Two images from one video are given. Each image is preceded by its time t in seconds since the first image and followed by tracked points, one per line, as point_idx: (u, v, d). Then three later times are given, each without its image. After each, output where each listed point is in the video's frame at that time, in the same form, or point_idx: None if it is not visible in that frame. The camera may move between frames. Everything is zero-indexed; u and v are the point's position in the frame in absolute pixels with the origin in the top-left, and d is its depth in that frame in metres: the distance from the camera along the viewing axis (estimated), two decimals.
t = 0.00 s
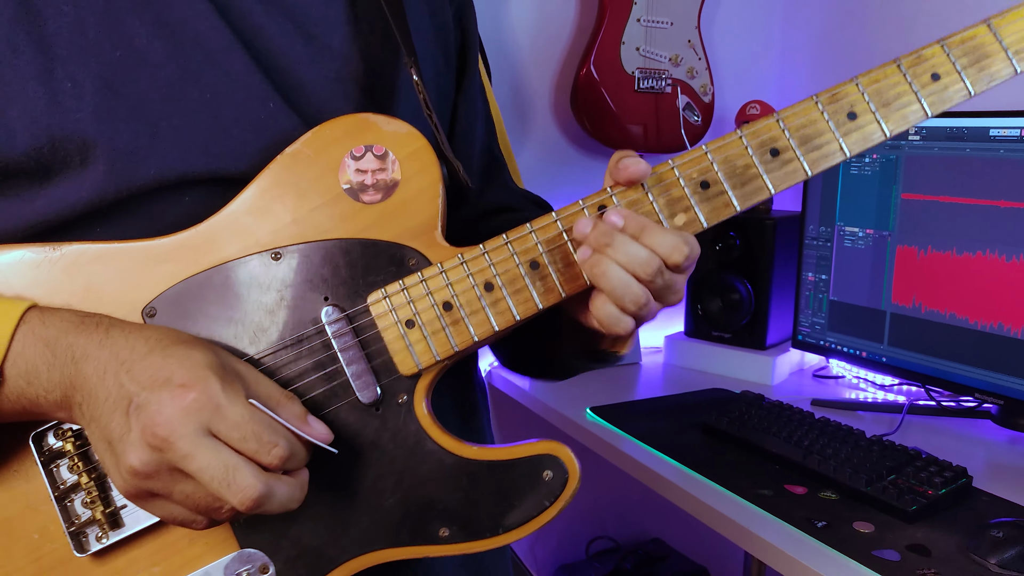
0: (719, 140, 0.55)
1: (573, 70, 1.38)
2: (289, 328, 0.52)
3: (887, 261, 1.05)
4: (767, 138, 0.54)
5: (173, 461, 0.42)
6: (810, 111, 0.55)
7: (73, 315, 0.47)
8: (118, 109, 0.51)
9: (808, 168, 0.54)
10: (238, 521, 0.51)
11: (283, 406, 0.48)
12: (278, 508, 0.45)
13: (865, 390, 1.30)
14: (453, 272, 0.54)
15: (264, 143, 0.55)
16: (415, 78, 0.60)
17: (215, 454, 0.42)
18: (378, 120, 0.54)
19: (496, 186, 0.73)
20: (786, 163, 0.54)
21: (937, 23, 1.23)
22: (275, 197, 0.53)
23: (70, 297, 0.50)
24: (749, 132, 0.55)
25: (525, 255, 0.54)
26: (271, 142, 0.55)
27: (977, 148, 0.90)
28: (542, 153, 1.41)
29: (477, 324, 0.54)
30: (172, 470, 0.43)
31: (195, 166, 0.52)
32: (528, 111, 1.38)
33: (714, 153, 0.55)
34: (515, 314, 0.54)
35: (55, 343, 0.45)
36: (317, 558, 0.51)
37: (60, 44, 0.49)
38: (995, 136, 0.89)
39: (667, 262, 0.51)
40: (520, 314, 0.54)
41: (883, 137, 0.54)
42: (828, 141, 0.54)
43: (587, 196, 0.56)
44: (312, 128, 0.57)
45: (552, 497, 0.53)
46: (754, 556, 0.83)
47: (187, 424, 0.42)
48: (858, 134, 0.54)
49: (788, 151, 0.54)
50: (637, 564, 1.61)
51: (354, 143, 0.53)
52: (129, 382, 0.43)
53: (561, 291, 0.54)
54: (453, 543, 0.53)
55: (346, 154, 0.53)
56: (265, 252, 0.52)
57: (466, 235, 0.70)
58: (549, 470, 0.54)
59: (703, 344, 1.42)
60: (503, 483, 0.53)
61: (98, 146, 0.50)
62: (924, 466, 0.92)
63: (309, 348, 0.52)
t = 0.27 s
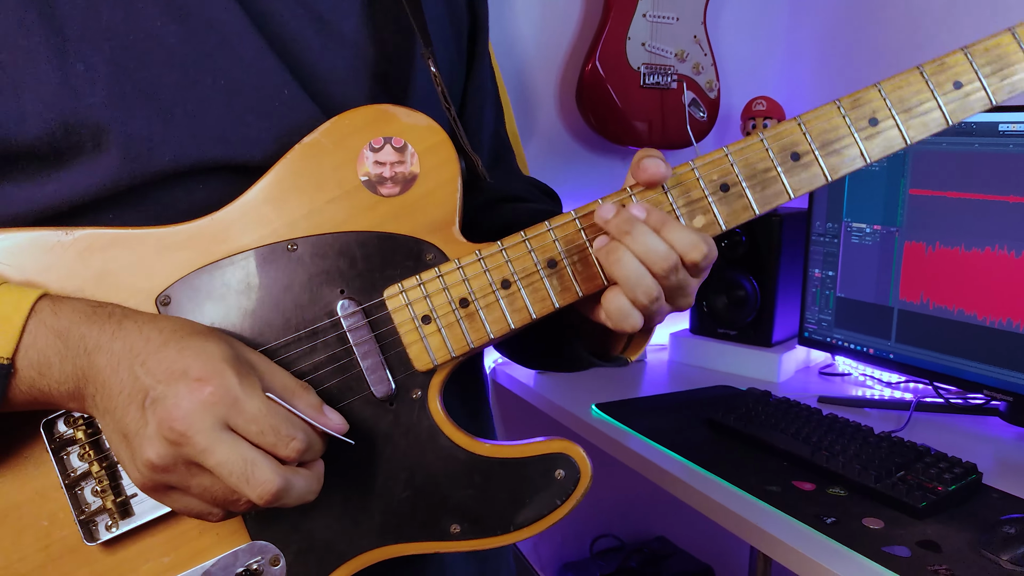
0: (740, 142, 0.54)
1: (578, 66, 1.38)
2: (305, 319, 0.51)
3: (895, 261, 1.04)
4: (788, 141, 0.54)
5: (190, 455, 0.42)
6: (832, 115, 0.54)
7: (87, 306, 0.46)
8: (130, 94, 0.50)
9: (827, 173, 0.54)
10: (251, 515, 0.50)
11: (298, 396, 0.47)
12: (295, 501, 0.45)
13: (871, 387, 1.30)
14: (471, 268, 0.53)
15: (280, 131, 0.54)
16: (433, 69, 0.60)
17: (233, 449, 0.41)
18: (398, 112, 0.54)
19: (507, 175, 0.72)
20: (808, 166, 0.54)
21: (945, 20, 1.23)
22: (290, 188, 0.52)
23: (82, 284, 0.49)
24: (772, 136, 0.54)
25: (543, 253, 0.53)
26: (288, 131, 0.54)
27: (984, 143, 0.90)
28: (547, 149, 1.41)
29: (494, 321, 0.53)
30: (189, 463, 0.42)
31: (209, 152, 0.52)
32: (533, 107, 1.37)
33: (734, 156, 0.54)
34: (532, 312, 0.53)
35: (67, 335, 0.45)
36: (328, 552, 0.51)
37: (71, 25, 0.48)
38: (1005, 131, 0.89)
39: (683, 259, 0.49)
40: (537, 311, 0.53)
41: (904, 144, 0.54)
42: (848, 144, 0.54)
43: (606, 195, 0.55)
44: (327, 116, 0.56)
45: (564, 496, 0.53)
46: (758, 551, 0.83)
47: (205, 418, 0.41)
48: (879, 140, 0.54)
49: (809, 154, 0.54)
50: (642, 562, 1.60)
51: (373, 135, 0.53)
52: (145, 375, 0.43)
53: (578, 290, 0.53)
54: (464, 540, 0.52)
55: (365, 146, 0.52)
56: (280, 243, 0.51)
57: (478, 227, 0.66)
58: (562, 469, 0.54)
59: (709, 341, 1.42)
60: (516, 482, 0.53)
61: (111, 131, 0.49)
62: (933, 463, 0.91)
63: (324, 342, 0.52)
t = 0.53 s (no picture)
0: (773, 139, 0.53)
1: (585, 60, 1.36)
2: (322, 312, 0.50)
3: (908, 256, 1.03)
4: (823, 141, 0.52)
5: (205, 451, 0.40)
6: (867, 114, 0.53)
7: (100, 297, 0.45)
8: (144, 79, 0.49)
9: (863, 174, 0.53)
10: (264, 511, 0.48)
11: (315, 391, 0.46)
12: (313, 499, 0.44)
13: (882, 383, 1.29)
14: (493, 265, 0.52)
15: (299, 118, 0.53)
16: (455, 58, 0.60)
17: (250, 446, 0.40)
18: (420, 102, 0.52)
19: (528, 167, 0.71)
20: (843, 167, 0.53)
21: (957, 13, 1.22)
22: (308, 178, 0.50)
23: (95, 273, 0.48)
24: (807, 134, 0.53)
25: (568, 251, 0.52)
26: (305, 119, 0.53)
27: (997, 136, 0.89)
28: (555, 145, 1.39)
29: (516, 320, 0.52)
30: (204, 459, 0.41)
31: (225, 139, 0.51)
32: (541, 102, 1.36)
33: (766, 154, 0.53)
34: (555, 312, 0.52)
35: (79, 326, 0.43)
36: (343, 551, 0.49)
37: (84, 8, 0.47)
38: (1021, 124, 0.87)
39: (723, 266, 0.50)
40: (560, 311, 0.52)
41: (942, 145, 0.52)
42: (883, 145, 0.52)
43: (633, 193, 0.54)
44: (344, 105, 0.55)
45: (584, 501, 0.51)
46: (770, 546, 0.82)
47: (222, 414, 0.40)
48: (916, 141, 0.52)
49: (844, 155, 0.52)
50: (650, 560, 1.59)
51: (395, 126, 0.51)
52: (160, 369, 0.41)
53: (603, 290, 0.52)
54: (482, 544, 0.50)
55: (386, 137, 0.51)
56: (298, 236, 0.50)
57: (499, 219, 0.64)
58: (582, 474, 0.52)
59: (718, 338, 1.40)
60: (535, 486, 0.51)
61: (124, 116, 0.48)
62: (949, 459, 0.90)
63: (342, 337, 0.50)
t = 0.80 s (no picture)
0: (809, 117, 0.51)
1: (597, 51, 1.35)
2: (340, 289, 0.49)
3: (924, 247, 1.02)
4: (860, 120, 0.51)
5: (215, 432, 0.39)
6: (906, 94, 0.51)
7: (106, 271, 0.43)
8: (159, 48, 0.48)
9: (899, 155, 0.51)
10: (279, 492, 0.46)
11: (329, 368, 0.44)
12: (325, 482, 0.42)
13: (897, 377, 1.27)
14: (517, 244, 0.51)
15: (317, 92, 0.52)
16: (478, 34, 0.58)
17: (261, 424, 0.39)
18: (443, 76, 0.51)
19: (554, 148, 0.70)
20: (878, 147, 0.51)
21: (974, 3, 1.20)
22: (327, 152, 0.49)
23: (108, 247, 0.47)
24: (842, 112, 0.51)
25: (594, 230, 0.51)
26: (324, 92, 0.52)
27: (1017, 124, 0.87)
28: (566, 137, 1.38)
29: (540, 301, 0.51)
30: (213, 440, 0.39)
31: (241, 111, 0.49)
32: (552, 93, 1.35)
33: (801, 132, 0.51)
34: (580, 292, 0.51)
35: (86, 301, 0.41)
36: (360, 534, 0.47)
37: None
38: None
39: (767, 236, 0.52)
40: (586, 291, 0.51)
41: (981, 126, 0.51)
42: (922, 125, 0.51)
43: (662, 169, 0.52)
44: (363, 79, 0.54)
45: (610, 486, 0.50)
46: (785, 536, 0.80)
47: (231, 392, 0.38)
48: (956, 122, 0.51)
49: (882, 134, 0.51)
50: (660, 556, 1.57)
51: (417, 99, 0.50)
52: (167, 345, 0.39)
53: (630, 269, 0.51)
54: (504, 529, 0.49)
55: (408, 111, 0.50)
56: (316, 211, 0.49)
57: (524, 201, 0.64)
58: (608, 458, 0.50)
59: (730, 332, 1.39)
60: (559, 469, 0.50)
61: (138, 86, 0.47)
62: (969, 451, 0.89)
63: (360, 316, 0.49)
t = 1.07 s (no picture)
0: (824, 95, 0.51)
1: (605, 45, 1.34)
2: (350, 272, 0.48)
3: (936, 240, 1.01)
4: (877, 97, 0.50)
5: (292, 358, 0.38)
6: (921, 71, 0.50)
7: (92, 248, 0.40)
8: (167, 28, 0.47)
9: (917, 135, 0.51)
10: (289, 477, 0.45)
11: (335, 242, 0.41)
12: (411, 356, 0.42)
13: (908, 374, 1.26)
14: (530, 225, 0.49)
15: (327, 72, 0.51)
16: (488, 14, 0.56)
17: (332, 331, 0.38)
18: (454, 56, 0.50)
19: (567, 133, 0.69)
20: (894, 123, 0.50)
21: None
22: (337, 134, 0.48)
23: (114, 229, 0.45)
24: (859, 89, 0.51)
25: (610, 211, 0.50)
26: (336, 75, 0.51)
27: None
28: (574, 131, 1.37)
29: (555, 284, 0.50)
30: (292, 368, 0.39)
31: (249, 92, 0.48)
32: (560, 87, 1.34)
33: (817, 110, 0.51)
34: (595, 274, 0.50)
35: (77, 285, 0.39)
36: (371, 522, 0.46)
37: None
38: None
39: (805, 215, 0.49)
40: (601, 274, 0.50)
41: (1000, 105, 0.50)
42: (939, 105, 0.50)
43: (677, 149, 0.51)
44: (373, 61, 0.53)
45: (626, 474, 0.48)
46: (797, 531, 0.79)
47: (284, 316, 0.37)
48: (973, 101, 0.50)
49: (899, 112, 0.50)
50: (668, 554, 1.55)
51: (428, 81, 0.49)
52: (190, 302, 0.37)
53: (646, 251, 0.50)
54: (518, 517, 0.48)
55: (419, 92, 0.49)
56: (327, 193, 0.48)
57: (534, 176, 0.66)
58: (623, 445, 0.49)
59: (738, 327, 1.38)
60: (573, 456, 0.49)
61: (147, 67, 0.46)
62: (983, 446, 0.88)
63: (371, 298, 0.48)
